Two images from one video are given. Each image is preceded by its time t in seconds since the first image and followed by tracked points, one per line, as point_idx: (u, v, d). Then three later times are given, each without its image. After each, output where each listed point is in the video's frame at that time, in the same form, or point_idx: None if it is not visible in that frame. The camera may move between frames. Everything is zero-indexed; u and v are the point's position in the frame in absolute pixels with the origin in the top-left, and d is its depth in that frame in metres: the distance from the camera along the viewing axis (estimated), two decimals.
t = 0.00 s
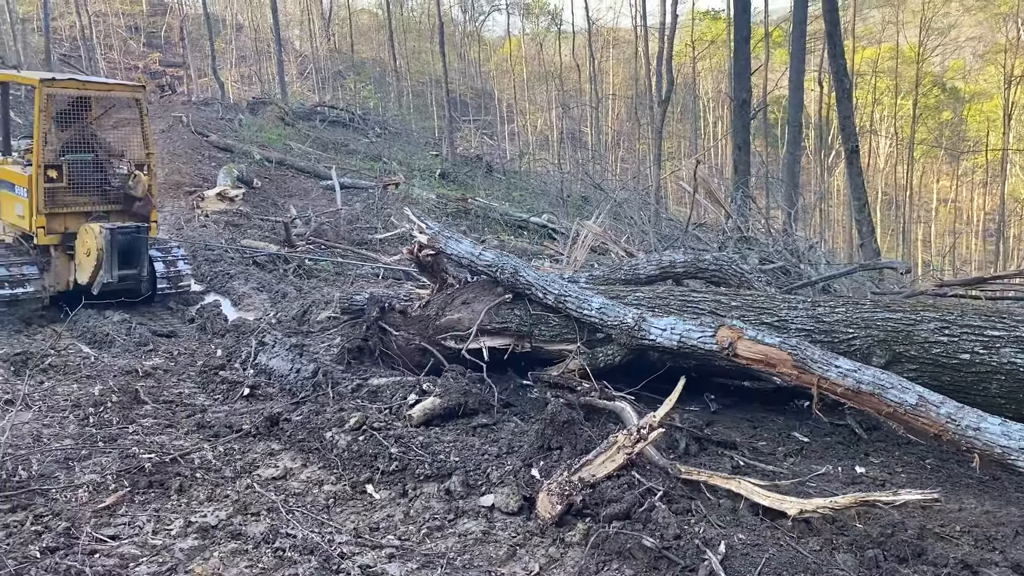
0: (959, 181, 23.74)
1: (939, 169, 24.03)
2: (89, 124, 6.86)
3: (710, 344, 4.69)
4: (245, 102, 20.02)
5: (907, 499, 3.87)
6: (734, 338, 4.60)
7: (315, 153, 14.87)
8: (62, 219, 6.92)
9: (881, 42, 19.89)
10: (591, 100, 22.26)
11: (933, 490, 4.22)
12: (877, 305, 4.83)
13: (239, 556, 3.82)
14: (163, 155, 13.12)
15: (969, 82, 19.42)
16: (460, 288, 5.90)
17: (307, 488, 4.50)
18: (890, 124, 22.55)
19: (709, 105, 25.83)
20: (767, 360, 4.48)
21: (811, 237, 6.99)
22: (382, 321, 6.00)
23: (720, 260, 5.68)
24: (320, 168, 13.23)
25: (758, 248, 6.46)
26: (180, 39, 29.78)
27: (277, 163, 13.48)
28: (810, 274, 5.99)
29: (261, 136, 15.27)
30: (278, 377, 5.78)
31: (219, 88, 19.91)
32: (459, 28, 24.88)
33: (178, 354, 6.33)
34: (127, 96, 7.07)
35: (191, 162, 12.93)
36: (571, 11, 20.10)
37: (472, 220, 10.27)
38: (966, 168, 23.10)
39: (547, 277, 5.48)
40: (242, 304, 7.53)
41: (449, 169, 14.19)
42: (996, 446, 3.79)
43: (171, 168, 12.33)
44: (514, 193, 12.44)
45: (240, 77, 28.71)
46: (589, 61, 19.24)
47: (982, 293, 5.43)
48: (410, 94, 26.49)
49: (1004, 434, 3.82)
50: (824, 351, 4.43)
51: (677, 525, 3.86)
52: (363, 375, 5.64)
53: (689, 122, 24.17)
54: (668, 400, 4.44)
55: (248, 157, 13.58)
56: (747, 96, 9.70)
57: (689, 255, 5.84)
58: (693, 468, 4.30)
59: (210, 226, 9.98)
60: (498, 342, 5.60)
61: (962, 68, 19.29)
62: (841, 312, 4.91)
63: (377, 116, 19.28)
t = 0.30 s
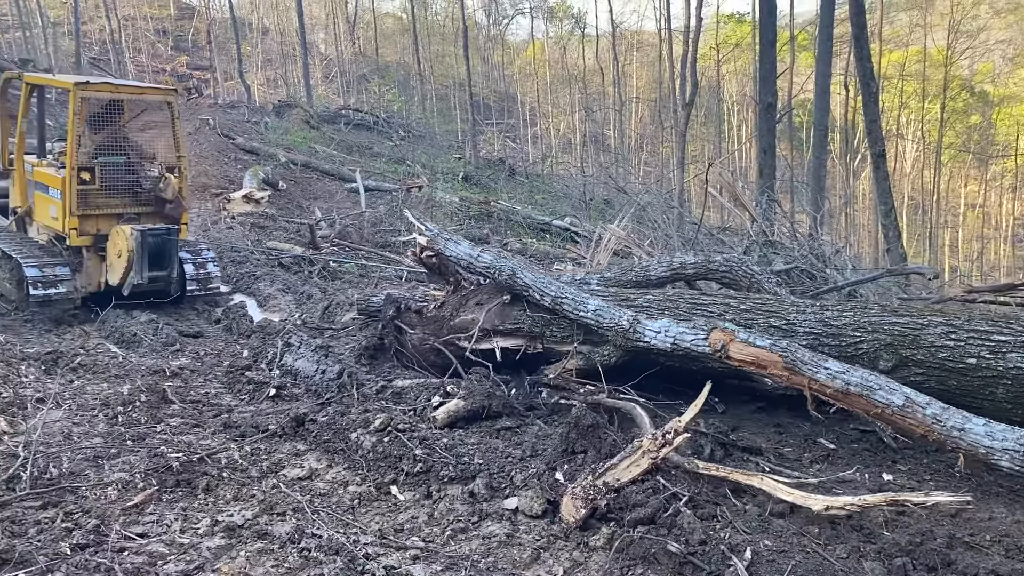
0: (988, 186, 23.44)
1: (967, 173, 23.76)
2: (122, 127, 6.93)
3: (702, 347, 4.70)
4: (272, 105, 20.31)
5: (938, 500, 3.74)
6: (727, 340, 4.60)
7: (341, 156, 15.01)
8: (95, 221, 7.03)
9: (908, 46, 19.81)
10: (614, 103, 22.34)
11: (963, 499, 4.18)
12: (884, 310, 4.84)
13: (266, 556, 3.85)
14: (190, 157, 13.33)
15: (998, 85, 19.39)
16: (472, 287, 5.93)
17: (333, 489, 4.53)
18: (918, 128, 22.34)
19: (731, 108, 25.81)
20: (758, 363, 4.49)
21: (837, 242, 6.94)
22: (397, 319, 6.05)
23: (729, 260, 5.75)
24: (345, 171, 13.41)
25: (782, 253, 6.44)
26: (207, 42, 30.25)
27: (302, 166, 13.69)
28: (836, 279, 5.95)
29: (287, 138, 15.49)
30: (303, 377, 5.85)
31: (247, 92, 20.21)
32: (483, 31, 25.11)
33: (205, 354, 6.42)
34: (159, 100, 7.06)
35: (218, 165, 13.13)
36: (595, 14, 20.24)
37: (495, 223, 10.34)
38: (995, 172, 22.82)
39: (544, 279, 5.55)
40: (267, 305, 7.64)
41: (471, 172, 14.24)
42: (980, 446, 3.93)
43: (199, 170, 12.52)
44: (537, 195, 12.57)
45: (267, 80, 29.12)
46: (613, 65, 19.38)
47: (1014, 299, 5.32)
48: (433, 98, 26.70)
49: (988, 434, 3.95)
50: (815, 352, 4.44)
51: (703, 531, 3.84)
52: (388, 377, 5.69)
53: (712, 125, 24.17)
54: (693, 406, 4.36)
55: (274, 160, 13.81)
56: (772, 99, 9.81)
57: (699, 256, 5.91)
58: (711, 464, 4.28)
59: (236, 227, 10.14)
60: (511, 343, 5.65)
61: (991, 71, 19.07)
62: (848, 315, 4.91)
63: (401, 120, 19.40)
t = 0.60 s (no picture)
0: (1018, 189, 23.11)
1: (996, 176, 23.43)
2: (155, 130, 7.02)
3: (689, 367, 4.83)
4: (297, 107, 20.54)
5: (946, 501, 3.82)
6: (711, 360, 4.73)
7: (365, 159, 15.30)
8: (127, 223, 7.12)
9: (938, 48, 19.78)
10: (639, 105, 22.36)
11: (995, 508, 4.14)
12: (896, 309, 4.80)
13: (295, 556, 3.87)
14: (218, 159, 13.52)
15: None
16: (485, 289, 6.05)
17: (360, 490, 4.56)
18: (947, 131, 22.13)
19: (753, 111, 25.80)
20: (744, 380, 4.62)
21: (865, 247, 7.12)
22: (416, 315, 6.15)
23: (743, 261, 6.00)
24: (370, 173, 13.62)
25: (810, 255, 6.63)
26: (234, 44, 30.65)
27: (328, 169, 13.94)
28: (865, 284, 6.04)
29: (312, 141, 15.73)
30: (331, 378, 5.94)
31: (273, 94, 20.45)
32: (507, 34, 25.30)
33: (233, 355, 6.54)
34: (191, 102, 7.16)
35: (245, 167, 13.32)
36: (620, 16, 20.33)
37: (519, 226, 10.42)
38: None
39: (540, 292, 5.63)
40: (294, 306, 7.79)
41: (494, 174, 14.28)
42: (959, 460, 3.92)
43: (226, 172, 12.70)
44: (560, 199, 12.72)
45: (292, 83, 29.45)
46: (638, 67, 19.48)
47: None
48: (457, 100, 26.91)
49: (967, 448, 3.91)
50: (799, 366, 4.48)
51: (732, 537, 3.82)
52: (413, 379, 5.73)
53: (737, 127, 24.14)
54: (723, 410, 4.49)
55: (301, 162, 14.05)
56: (800, 103, 10.06)
57: (711, 257, 6.20)
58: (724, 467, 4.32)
59: (263, 230, 10.31)
60: (526, 340, 5.70)
61: None
62: (861, 314, 4.89)
63: (425, 122, 19.44)
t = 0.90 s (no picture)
0: None
1: None
2: (184, 131, 7.10)
3: (678, 367, 4.83)
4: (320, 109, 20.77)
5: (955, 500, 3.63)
6: (700, 361, 4.72)
7: (387, 161, 15.45)
8: (156, 224, 7.20)
9: (965, 49, 19.61)
10: (659, 106, 22.39)
11: None
12: (900, 308, 4.80)
13: (319, 555, 3.87)
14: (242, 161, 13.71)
15: None
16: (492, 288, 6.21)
17: (383, 490, 4.57)
18: (975, 133, 21.90)
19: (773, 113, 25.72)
20: (734, 381, 4.60)
21: (891, 251, 7.12)
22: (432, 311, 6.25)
23: (752, 261, 6.08)
24: (392, 176, 13.80)
25: (835, 259, 6.65)
26: (259, 46, 30.98)
27: (350, 171, 14.13)
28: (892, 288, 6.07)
29: (335, 144, 15.93)
30: (354, 379, 6.00)
31: (297, 97, 20.70)
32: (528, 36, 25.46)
33: (256, 355, 6.70)
34: (220, 105, 7.20)
35: (269, 168, 13.48)
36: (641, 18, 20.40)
37: (541, 228, 10.48)
38: None
39: (539, 292, 5.75)
40: (317, 307, 7.91)
41: (516, 176, 14.31)
42: (938, 460, 3.79)
43: (250, 174, 12.87)
44: (582, 202, 12.80)
45: (315, 86, 29.80)
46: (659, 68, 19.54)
47: None
48: (478, 102, 27.03)
49: (946, 447, 3.78)
50: (786, 365, 4.44)
51: (756, 542, 3.78)
52: (435, 380, 5.76)
53: (759, 129, 24.10)
54: (747, 414, 4.37)
55: (324, 164, 14.24)
56: (825, 105, 10.08)
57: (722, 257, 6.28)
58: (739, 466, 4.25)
59: (286, 231, 10.44)
60: (536, 336, 5.78)
61: None
62: (866, 313, 4.91)
63: (447, 125, 19.56)
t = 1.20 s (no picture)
0: None
1: None
2: (208, 133, 7.20)
3: (656, 365, 5.06)
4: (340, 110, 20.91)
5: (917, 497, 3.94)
6: (677, 359, 4.94)
7: (406, 162, 15.54)
8: (180, 224, 7.30)
9: (990, 50, 19.37)
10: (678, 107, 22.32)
11: None
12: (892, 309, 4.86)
13: (338, 554, 3.90)
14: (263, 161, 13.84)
15: None
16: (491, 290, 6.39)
17: (402, 490, 4.60)
18: (1000, 134, 21.63)
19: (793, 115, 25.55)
20: (708, 378, 4.81)
21: (913, 253, 7.06)
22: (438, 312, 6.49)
23: (750, 262, 6.21)
24: (411, 177, 13.89)
25: (855, 263, 6.62)
26: (280, 48, 31.25)
27: (370, 172, 14.24)
28: (915, 290, 6.00)
29: (355, 145, 16.05)
30: (373, 379, 6.04)
31: (317, 98, 20.86)
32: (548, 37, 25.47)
33: (278, 355, 6.75)
34: (244, 106, 7.29)
35: (290, 169, 13.60)
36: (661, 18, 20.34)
37: (560, 229, 10.50)
38: None
39: (528, 292, 5.96)
40: (336, 307, 7.99)
41: (535, 177, 14.31)
42: (900, 454, 4.01)
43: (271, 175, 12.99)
44: (601, 203, 12.80)
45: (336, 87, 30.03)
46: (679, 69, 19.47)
47: None
48: (498, 103, 27.10)
49: (907, 441, 4.00)
50: (758, 362, 4.63)
51: (776, 545, 3.75)
52: (454, 381, 5.80)
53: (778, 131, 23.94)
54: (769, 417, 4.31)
55: (344, 165, 14.35)
56: (847, 107, 10.00)
57: (722, 257, 6.41)
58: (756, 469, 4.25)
59: (306, 231, 10.53)
60: (538, 334, 5.92)
61: None
62: (859, 314, 4.97)
63: (466, 126, 19.62)
